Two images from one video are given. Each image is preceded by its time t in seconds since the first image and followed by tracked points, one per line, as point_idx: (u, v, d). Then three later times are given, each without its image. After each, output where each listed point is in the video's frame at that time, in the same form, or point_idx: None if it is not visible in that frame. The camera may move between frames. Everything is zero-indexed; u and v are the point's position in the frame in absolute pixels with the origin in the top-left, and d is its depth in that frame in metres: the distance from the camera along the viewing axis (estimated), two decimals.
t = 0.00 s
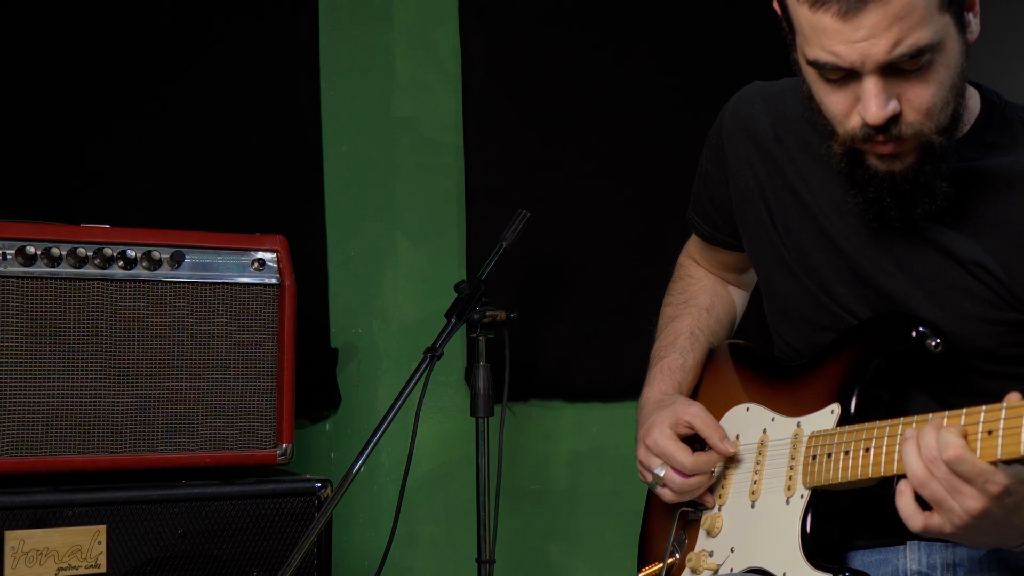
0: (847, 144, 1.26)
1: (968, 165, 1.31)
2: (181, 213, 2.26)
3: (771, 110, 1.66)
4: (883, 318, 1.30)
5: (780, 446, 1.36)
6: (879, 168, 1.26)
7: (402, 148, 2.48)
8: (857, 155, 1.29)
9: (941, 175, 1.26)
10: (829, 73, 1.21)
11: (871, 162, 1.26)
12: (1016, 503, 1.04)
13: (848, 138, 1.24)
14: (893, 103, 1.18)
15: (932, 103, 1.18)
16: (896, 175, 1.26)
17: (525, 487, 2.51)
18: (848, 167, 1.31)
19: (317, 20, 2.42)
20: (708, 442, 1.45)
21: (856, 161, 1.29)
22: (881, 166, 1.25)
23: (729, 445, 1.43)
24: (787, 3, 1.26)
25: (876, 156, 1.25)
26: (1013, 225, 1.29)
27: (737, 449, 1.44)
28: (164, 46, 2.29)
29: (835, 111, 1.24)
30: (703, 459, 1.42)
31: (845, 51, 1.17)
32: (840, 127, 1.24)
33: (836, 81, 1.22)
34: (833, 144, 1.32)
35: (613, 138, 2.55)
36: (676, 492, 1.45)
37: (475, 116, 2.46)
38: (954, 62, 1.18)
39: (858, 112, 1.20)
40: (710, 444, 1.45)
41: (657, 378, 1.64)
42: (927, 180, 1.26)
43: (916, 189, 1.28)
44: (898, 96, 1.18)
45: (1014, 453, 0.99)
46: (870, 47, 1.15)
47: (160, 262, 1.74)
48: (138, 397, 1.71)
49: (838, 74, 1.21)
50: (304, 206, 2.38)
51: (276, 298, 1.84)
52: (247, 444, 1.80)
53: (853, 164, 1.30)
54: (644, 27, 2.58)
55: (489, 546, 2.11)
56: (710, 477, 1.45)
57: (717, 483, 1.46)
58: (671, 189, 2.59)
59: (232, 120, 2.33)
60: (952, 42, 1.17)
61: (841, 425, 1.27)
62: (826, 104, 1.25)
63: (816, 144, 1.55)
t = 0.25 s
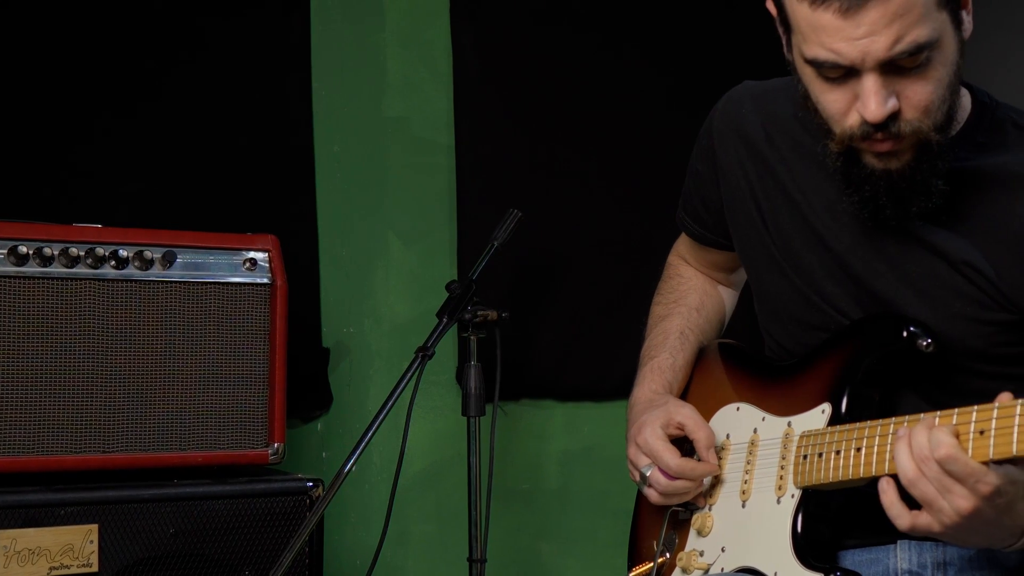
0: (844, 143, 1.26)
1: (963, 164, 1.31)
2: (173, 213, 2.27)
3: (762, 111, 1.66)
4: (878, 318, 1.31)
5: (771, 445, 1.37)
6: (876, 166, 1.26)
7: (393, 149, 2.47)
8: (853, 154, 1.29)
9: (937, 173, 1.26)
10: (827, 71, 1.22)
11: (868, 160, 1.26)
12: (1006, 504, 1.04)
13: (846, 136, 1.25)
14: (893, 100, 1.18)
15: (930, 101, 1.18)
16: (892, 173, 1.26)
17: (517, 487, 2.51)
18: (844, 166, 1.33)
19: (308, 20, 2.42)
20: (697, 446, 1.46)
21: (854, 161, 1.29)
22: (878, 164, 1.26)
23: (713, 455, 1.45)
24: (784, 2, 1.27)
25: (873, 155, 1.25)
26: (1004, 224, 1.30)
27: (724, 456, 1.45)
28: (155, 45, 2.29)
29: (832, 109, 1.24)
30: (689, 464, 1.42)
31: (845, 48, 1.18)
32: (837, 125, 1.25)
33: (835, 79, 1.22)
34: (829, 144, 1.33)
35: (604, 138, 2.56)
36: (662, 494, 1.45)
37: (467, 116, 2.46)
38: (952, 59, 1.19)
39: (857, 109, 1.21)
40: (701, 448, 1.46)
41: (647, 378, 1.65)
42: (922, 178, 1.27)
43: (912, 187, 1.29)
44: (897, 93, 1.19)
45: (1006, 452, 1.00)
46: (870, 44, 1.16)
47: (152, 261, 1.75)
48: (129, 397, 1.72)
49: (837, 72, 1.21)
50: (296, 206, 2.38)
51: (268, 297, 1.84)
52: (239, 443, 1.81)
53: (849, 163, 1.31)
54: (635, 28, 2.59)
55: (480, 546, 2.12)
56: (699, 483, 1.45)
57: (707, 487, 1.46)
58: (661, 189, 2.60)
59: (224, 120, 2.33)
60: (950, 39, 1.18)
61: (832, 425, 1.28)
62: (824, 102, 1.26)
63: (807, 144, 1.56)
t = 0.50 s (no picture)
0: (837, 142, 1.27)
1: (954, 163, 1.32)
2: (164, 212, 2.27)
3: (751, 111, 1.67)
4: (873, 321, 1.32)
5: (766, 445, 1.38)
6: (868, 165, 1.27)
7: (384, 150, 2.48)
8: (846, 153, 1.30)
9: (927, 171, 1.27)
10: (821, 69, 1.23)
11: (859, 158, 1.27)
12: None
13: (839, 134, 1.26)
14: (887, 98, 1.19)
15: (923, 99, 1.19)
16: (884, 172, 1.27)
17: (508, 485, 2.52)
18: (834, 166, 1.33)
19: (300, 20, 2.42)
20: (688, 442, 1.47)
21: (845, 159, 1.30)
22: (870, 163, 1.27)
23: (706, 449, 1.45)
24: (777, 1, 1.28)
25: (865, 153, 1.26)
26: (992, 224, 1.29)
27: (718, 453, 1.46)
28: (147, 45, 2.30)
29: (826, 108, 1.25)
30: (680, 461, 1.43)
31: (841, 46, 1.19)
32: (830, 124, 1.26)
33: (829, 78, 1.23)
34: (820, 143, 1.33)
35: (595, 138, 2.57)
36: (654, 491, 1.46)
37: (458, 116, 2.47)
38: (945, 56, 1.20)
39: (850, 107, 1.22)
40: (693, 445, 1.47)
41: (638, 378, 1.66)
42: (913, 176, 1.27)
43: (903, 185, 1.29)
44: (891, 91, 1.19)
45: None
46: (865, 42, 1.17)
47: (144, 261, 1.77)
48: (122, 396, 1.74)
49: (831, 70, 1.22)
50: (288, 206, 2.38)
51: (259, 297, 1.86)
52: (231, 443, 1.83)
53: (841, 163, 1.31)
54: (626, 28, 2.60)
55: (472, 544, 2.13)
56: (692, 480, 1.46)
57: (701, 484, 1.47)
58: (653, 189, 2.61)
59: (215, 120, 2.34)
60: (943, 36, 1.19)
61: (830, 428, 1.29)
62: (817, 101, 1.27)
63: (795, 144, 1.57)
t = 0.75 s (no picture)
0: (835, 140, 1.28)
1: (948, 161, 1.31)
2: (157, 212, 2.28)
3: (741, 112, 1.68)
4: (862, 319, 1.32)
5: (755, 444, 1.39)
6: (865, 162, 1.27)
7: (375, 150, 2.48)
8: (841, 152, 1.30)
9: (924, 168, 1.26)
10: (820, 65, 1.24)
11: (857, 156, 1.28)
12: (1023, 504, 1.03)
13: (837, 132, 1.27)
14: (886, 93, 1.20)
15: (921, 95, 1.20)
16: (881, 170, 1.27)
17: (499, 485, 2.53)
18: (830, 166, 1.33)
19: (292, 20, 2.43)
20: (682, 442, 1.47)
21: (841, 158, 1.30)
22: (867, 160, 1.27)
23: (702, 444, 1.45)
24: None
25: (863, 150, 1.27)
26: (983, 220, 1.29)
27: (712, 449, 1.46)
28: (139, 45, 2.30)
29: (824, 104, 1.26)
30: (675, 456, 1.45)
31: (842, 40, 1.20)
32: (829, 121, 1.27)
33: (828, 73, 1.25)
34: (817, 142, 1.33)
35: (587, 139, 2.57)
36: (650, 490, 1.47)
37: (449, 116, 2.47)
38: (941, 54, 1.21)
39: (849, 103, 1.23)
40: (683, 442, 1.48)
41: (629, 379, 1.66)
42: (910, 173, 1.27)
43: (900, 183, 1.29)
44: (890, 87, 1.20)
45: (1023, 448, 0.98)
46: (867, 36, 1.18)
47: (136, 261, 1.78)
48: (114, 395, 1.76)
49: (830, 65, 1.23)
50: (280, 206, 2.39)
51: (251, 297, 1.88)
52: (223, 442, 1.84)
53: (836, 161, 1.31)
54: (617, 29, 2.61)
55: (463, 544, 2.13)
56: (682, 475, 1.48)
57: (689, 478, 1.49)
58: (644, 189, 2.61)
59: (207, 120, 2.34)
60: (940, 34, 1.20)
61: (819, 425, 1.30)
62: (815, 97, 1.28)
63: (786, 143, 1.57)
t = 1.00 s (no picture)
0: (833, 135, 1.29)
1: (941, 161, 1.32)
2: (149, 212, 2.28)
3: (733, 112, 1.69)
4: (851, 319, 1.33)
5: (745, 443, 1.40)
6: (862, 159, 1.28)
7: (367, 150, 2.47)
8: (838, 147, 1.30)
9: (917, 166, 1.27)
10: (822, 57, 1.25)
11: (854, 152, 1.28)
12: (1012, 503, 1.04)
13: (835, 126, 1.27)
14: (888, 87, 1.21)
15: (920, 90, 1.21)
16: (878, 167, 1.27)
17: (489, 483, 2.53)
18: (826, 162, 1.33)
19: (284, 19, 2.43)
20: (669, 439, 1.49)
21: (838, 154, 1.30)
22: (864, 156, 1.27)
23: (685, 447, 1.47)
24: None
25: (860, 146, 1.27)
26: (975, 222, 1.29)
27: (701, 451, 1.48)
28: (130, 44, 2.29)
29: (824, 99, 1.27)
30: (662, 460, 1.44)
31: (846, 32, 1.20)
32: (828, 116, 1.28)
33: (830, 65, 1.25)
34: (815, 137, 1.34)
35: (578, 139, 2.58)
36: (636, 491, 1.47)
37: (440, 116, 2.48)
38: (939, 51, 1.23)
39: (851, 96, 1.24)
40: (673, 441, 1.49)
41: (619, 378, 1.67)
42: (905, 171, 1.27)
43: (893, 180, 1.28)
44: (891, 81, 1.21)
45: (1013, 448, 1.00)
46: (871, 28, 1.18)
47: (128, 260, 1.79)
48: (105, 395, 1.76)
49: (832, 58, 1.24)
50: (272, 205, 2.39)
51: (243, 296, 1.88)
52: (214, 441, 1.85)
53: (834, 156, 1.31)
54: (608, 29, 2.61)
55: (455, 543, 2.13)
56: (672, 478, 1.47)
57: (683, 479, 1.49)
58: (635, 189, 2.62)
59: (198, 120, 2.34)
60: (939, 31, 1.21)
61: (808, 425, 1.31)
62: (814, 91, 1.28)
63: (777, 143, 1.58)
